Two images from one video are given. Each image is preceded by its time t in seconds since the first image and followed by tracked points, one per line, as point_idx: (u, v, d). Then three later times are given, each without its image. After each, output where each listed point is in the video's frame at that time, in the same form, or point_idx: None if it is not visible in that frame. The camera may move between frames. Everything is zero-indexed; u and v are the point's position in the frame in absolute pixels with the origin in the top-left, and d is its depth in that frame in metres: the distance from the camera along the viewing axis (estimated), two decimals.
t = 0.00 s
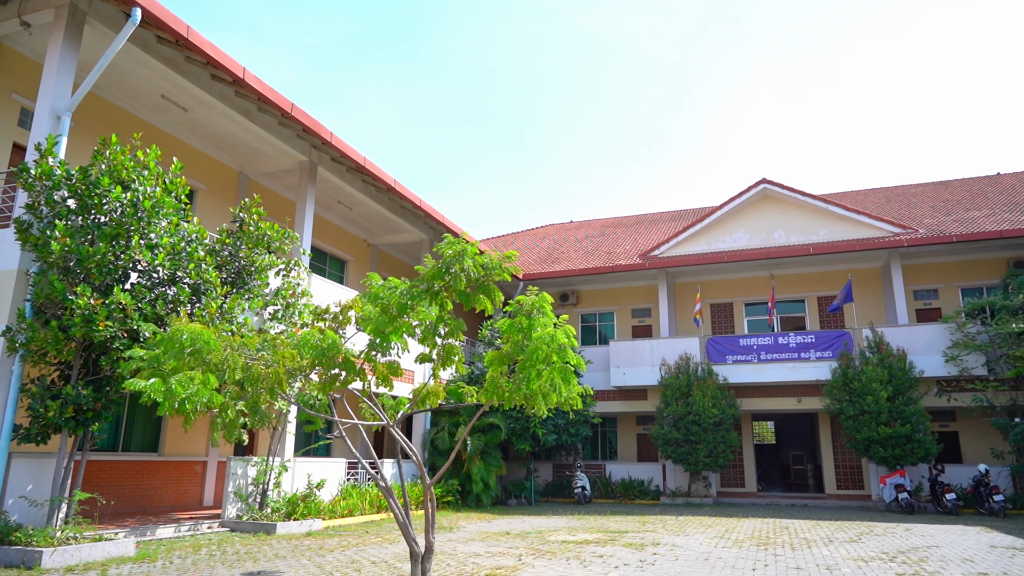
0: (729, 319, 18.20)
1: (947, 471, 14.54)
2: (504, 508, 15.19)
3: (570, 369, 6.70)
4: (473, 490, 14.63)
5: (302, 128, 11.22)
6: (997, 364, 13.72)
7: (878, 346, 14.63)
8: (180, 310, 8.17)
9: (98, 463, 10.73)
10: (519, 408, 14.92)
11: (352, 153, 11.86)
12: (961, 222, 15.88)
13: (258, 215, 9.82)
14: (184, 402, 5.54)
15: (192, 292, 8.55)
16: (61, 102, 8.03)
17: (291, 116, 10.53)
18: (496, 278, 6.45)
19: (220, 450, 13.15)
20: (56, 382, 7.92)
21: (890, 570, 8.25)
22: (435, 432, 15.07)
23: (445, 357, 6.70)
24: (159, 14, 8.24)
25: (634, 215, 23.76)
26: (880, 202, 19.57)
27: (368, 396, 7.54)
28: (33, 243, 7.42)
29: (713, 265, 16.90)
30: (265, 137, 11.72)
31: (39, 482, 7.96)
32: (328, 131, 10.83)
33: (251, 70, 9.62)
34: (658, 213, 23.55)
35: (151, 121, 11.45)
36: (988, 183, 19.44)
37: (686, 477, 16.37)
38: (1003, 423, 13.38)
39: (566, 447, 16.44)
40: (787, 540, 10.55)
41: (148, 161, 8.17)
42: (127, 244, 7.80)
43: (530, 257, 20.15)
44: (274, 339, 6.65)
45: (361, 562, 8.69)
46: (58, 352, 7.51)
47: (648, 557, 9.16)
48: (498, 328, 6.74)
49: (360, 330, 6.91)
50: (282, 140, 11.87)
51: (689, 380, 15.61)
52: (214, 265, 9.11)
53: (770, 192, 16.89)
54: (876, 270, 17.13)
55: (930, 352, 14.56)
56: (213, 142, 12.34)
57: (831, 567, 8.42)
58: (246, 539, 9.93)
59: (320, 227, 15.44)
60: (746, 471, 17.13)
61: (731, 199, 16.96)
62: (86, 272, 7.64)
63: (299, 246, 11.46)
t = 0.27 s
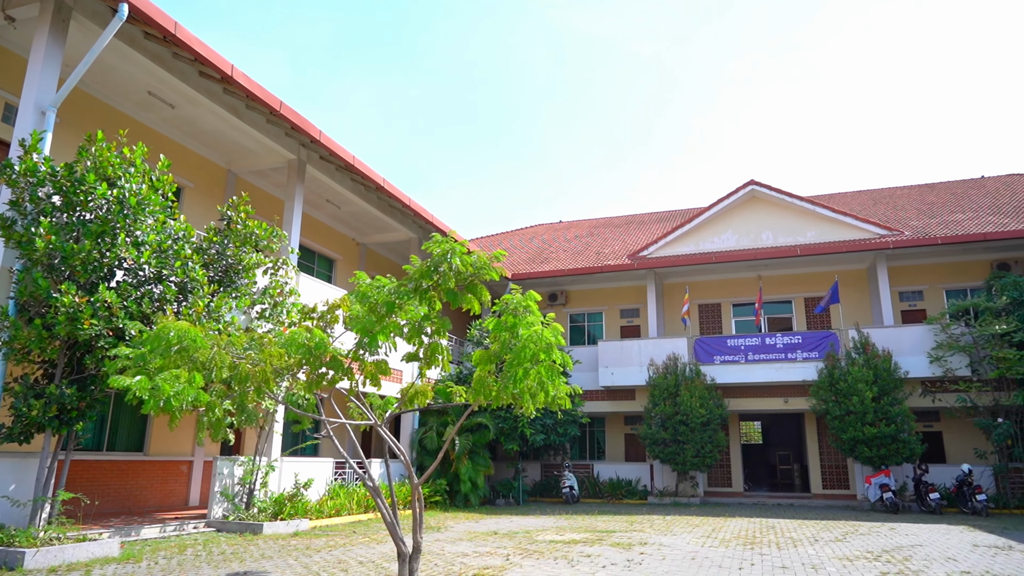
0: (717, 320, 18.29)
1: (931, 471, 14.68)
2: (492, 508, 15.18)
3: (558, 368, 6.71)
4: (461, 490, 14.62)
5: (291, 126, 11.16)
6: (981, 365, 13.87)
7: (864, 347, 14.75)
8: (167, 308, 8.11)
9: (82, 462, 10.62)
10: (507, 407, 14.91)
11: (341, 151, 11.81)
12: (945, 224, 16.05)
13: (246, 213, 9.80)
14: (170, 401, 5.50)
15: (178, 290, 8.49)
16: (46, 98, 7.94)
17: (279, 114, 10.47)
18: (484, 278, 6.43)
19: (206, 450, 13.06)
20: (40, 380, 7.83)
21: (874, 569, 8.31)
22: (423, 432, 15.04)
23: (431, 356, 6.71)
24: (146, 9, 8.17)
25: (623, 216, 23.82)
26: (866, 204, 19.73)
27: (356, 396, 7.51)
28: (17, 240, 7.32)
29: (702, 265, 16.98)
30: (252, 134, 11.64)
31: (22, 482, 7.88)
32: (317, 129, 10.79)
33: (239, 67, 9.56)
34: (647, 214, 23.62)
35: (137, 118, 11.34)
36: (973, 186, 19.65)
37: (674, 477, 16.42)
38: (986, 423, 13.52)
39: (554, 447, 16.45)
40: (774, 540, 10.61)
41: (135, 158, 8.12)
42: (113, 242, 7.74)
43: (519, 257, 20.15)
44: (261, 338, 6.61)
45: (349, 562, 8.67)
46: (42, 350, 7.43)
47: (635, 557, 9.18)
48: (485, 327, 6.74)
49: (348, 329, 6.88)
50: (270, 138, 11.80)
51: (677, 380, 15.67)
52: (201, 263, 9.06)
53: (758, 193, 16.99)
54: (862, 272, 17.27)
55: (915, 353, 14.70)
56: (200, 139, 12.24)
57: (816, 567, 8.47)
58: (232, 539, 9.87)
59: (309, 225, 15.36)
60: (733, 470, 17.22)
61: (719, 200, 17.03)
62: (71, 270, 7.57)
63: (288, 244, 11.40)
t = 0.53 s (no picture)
0: (704, 320, 18.38)
1: (914, 471, 14.82)
2: (480, 507, 15.17)
3: (545, 367, 6.71)
4: (448, 489, 14.61)
5: (279, 124, 11.10)
6: (964, 366, 14.01)
7: (849, 348, 14.86)
8: (152, 307, 8.05)
9: (65, 462, 10.52)
10: (495, 407, 14.91)
11: (329, 149, 11.76)
12: (930, 226, 16.21)
13: (233, 211, 9.75)
14: (155, 400, 5.46)
15: (164, 288, 8.43)
16: (29, 93, 7.84)
17: (267, 111, 10.41)
18: (472, 276, 6.41)
19: (191, 449, 12.96)
20: (22, 379, 7.75)
21: (858, 568, 8.38)
22: (410, 432, 15.01)
23: (417, 355, 6.70)
24: (132, 5, 8.11)
25: (612, 216, 23.88)
26: (852, 206, 19.89)
27: (343, 395, 7.48)
28: None
29: (689, 266, 17.05)
30: (240, 132, 11.57)
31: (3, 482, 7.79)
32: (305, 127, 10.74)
33: (226, 64, 9.51)
34: (635, 214, 23.70)
35: (123, 114, 11.24)
36: (956, 188, 19.87)
37: (661, 476, 16.47)
38: (969, 423, 13.66)
39: (541, 447, 16.47)
40: (759, 539, 10.67)
41: (120, 155, 8.05)
42: (97, 239, 7.67)
43: (507, 257, 20.15)
44: (248, 337, 6.58)
45: (335, 562, 8.64)
46: (25, 349, 7.35)
47: (622, 556, 9.21)
48: (473, 326, 6.73)
49: (335, 328, 6.86)
50: (258, 136, 11.73)
51: (664, 380, 15.72)
52: (187, 261, 8.99)
53: (745, 195, 17.08)
54: (847, 273, 17.41)
55: (899, 354, 14.84)
56: (187, 136, 12.15)
57: (801, 565, 8.53)
58: (217, 539, 9.81)
59: (296, 224, 15.28)
60: (720, 470, 17.32)
61: (707, 201, 17.11)
62: (54, 267, 7.49)
63: (275, 243, 11.34)
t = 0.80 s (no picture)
0: (691, 320, 18.46)
1: (898, 470, 14.96)
2: (467, 507, 15.16)
3: (532, 367, 6.72)
4: (435, 489, 14.60)
5: (266, 122, 11.03)
6: (947, 366, 14.16)
7: (834, 349, 14.98)
8: (137, 305, 7.98)
9: (47, 462, 10.40)
10: (483, 407, 14.90)
11: (317, 148, 11.70)
12: (914, 228, 16.37)
13: (219, 210, 9.69)
14: (139, 399, 5.41)
15: (149, 287, 8.36)
16: (13, 89, 7.74)
17: (254, 109, 10.36)
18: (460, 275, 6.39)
19: (176, 449, 12.87)
20: (4, 378, 7.66)
21: (841, 566, 8.45)
22: (398, 431, 14.97)
23: (405, 354, 6.68)
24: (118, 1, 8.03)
25: (600, 216, 23.93)
26: (838, 208, 20.05)
27: (330, 395, 7.46)
28: None
29: (677, 267, 17.12)
30: (227, 130, 11.50)
31: None
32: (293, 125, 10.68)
33: (213, 61, 9.44)
34: (623, 215, 23.76)
35: (108, 111, 11.14)
36: (941, 191, 20.07)
37: (647, 476, 16.55)
38: (951, 423, 13.80)
39: (529, 447, 16.49)
40: (745, 539, 10.74)
41: (104, 152, 7.96)
42: (81, 237, 7.60)
43: (496, 256, 20.15)
44: (234, 336, 6.54)
45: (322, 562, 8.60)
46: (6, 347, 7.26)
47: (609, 555, 9.24)
48: (460, 326, 6.72)
49: (322, 327, 6.83)
50: (245, 134, 11.65)
51: (651, 380, 15.78)
52: (173, 260, 8.90)
53: (733, 196, 17.17)
54: (833, 274, 17.55)
55: (884, 355, 14.98)
56: (173, 133, 12.06)
57: (786, 564, 8.59)
58: (202, 540, 9.75)
59: (284, 222, 15.20)
60: (706, 470, 17.41)
61: (695, 202, 17.18)
62: (37, 265, 7.41)
63: (262, 241, 11.25)
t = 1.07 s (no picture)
0: (679, 321, 18.54)
1: (882, 470, 15.09)
2: (454, 507, 15.15)
3: (521, 367, 6.74)
4: (423, 489, 14.57)
5: (253, 119, 10.96)
6: (930, 367, 14.30)
7: (820, 349, 15.09)
8: (121, 304, 7.90)
9: (29, 462, 10.28)
10: (470, 406, 14.89)
11: (304, 146, 11.64)
12: (899, 230, 16.53)
13: (206, 207, 9.63)
14: (122, 398, 5.36)
15: (134, 285, 8.27)
16: None
17: (241, 107, 10.29)
18: (449, 274, 6.39)
19: (161, 449, 12.76)
20: None
21: (826, 565, 8.51)
22: (385, 431, 14.94)
23: (394, 353, 6.65)
24: None
25: (589, 217, 23.98)
26: (824, 209, 20.21)
27: (317, 394, 7.42)
28: None
29: (665, 267, 17.19)
30: (214, 127, 11.41)
31: None
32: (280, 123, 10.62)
33: (199, 58, 9.37)
34: (612, 215, 23.83)
35: (93, 107, 11.03)
36: (925, 193, 20.27)
37: (634, 476, 16.62)
38: (935, 423, 13.93)
39: (516, 446, 16.50)
40: (731, 538, 10.80)
41: (89, 149, 7.89)
42: (65, 234, 7.52)
43: (484, 256, 20.14)
44: (219, 335, 6.50)
45: (308, 562, 8.56)
46: None
47: (596, 555, 9.26)
48: (448, 325, 6.71)
49: (310, 326, 6.80)
50: (232, 131, 11.57)
51: (638, 380, 15.83)
52: (158, 258, 8.86)
53: (720, 197, 17.26)
54: (819, 275, 17.69)
55: (868, 355, 15.11)
56: (159, 130, 11.95)
57: (771, 564, 8.64)
58: (187, 540, 9.67)
59: (271, 221, 15.11)
60: (693, 469, 17.49)
61: (682, 203, 17.25)
62: (20, 263, 7.33)
63: (248, 240, 11.19)
